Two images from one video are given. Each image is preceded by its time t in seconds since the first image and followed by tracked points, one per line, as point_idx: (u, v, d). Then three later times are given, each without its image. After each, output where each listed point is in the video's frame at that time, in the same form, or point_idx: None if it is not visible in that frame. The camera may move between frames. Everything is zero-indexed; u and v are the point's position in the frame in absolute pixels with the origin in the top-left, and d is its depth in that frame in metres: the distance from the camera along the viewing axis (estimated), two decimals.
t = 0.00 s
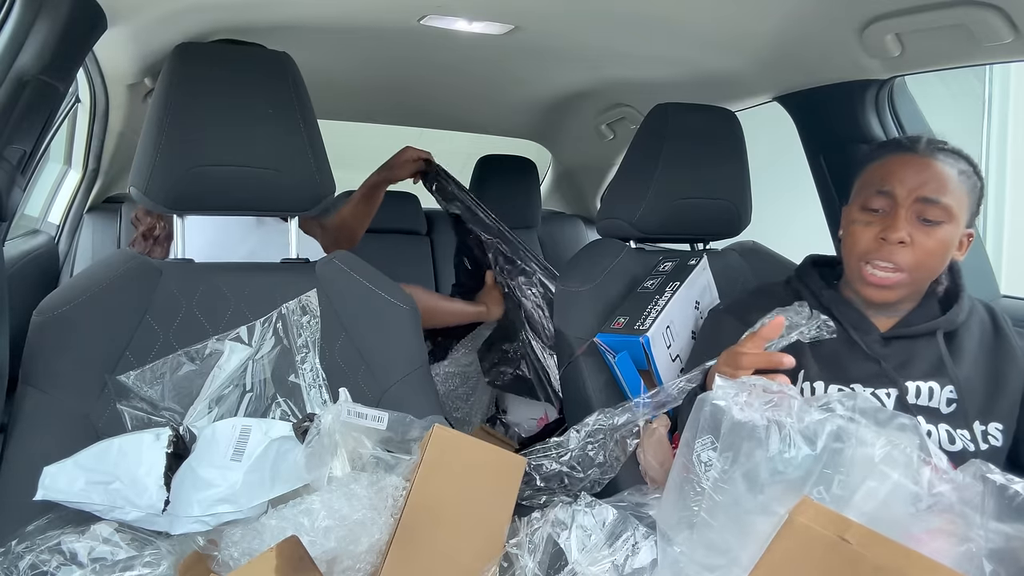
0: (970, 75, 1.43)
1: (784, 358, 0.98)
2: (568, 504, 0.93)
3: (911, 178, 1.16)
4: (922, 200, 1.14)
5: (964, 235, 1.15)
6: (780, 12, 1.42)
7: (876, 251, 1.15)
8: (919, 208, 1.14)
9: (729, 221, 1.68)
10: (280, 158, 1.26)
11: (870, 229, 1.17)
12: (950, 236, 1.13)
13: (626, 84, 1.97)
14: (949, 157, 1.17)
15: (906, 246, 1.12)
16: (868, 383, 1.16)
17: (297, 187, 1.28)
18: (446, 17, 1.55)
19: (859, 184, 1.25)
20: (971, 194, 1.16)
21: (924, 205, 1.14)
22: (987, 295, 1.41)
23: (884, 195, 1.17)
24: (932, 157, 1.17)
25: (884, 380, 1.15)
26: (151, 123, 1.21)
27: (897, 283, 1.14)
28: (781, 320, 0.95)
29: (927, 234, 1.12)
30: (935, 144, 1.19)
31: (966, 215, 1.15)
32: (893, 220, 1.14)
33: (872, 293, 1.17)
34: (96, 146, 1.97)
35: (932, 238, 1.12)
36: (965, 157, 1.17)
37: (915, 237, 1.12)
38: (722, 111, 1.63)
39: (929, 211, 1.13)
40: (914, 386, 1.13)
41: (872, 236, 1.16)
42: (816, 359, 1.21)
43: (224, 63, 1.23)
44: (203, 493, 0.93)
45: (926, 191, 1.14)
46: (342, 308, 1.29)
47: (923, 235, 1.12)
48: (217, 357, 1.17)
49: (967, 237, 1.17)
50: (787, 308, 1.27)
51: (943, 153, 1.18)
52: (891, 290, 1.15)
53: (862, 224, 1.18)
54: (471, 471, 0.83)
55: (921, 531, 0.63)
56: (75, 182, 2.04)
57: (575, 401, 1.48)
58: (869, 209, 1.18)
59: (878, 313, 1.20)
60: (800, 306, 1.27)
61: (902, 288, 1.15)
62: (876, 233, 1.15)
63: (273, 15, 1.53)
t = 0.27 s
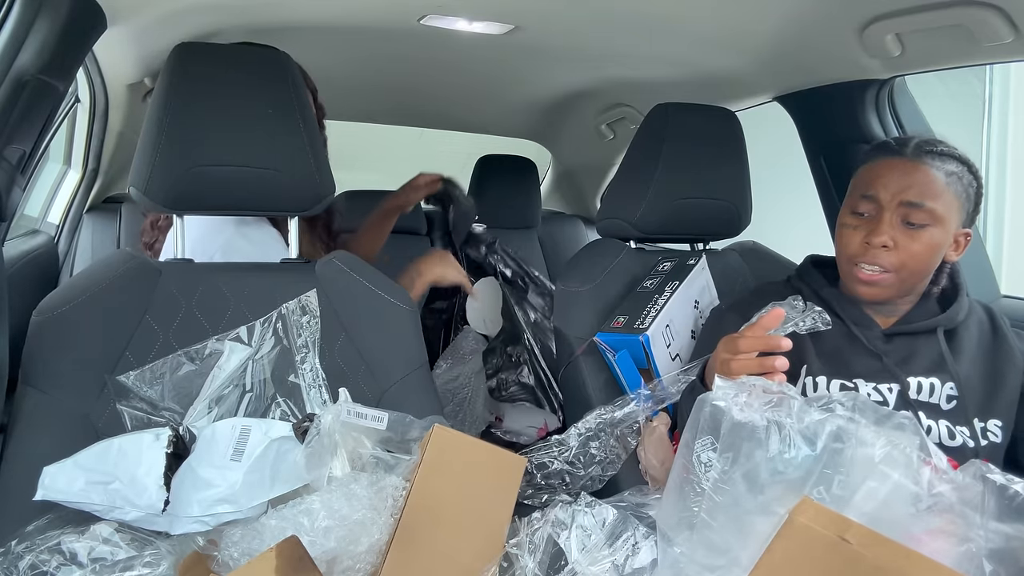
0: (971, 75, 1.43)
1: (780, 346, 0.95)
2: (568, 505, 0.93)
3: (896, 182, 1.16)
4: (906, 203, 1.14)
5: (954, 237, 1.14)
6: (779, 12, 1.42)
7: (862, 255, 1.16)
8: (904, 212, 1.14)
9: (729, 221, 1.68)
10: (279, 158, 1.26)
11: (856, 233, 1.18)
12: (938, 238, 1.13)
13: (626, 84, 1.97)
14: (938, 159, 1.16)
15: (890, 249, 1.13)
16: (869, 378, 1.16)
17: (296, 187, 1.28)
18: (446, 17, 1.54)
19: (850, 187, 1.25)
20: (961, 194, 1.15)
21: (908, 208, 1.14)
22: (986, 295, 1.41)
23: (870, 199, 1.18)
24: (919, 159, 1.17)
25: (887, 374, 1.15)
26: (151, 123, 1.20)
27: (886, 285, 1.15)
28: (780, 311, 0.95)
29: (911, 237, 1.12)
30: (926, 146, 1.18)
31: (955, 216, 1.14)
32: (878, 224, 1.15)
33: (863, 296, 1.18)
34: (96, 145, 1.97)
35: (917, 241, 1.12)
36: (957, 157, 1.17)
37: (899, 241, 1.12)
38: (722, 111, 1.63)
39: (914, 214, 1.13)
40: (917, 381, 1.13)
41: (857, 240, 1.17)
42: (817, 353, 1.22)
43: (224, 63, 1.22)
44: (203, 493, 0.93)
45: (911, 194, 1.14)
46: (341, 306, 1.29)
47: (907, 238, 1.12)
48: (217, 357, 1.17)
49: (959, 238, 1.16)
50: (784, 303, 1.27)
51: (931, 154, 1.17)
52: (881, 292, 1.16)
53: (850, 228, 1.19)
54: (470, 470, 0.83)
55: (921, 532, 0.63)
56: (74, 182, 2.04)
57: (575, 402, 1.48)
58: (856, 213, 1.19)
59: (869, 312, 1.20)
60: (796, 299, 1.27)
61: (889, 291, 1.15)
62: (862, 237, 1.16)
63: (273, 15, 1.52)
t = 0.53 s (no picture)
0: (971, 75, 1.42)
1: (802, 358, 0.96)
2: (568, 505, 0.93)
3: (877, 181, 1.17)
4: (885, 202, 1.15)
5: (939, 236, 1.13)
6: (779, 12, 1.42)
7: (843, 254, 1.17)
8: (882, 210, 1.14)
9: (729, 221, 1.68)
10: (279, 158, 1.26)
11: (839, 233, 1.19)
12: (917, 236, 1.12)
13: (626, 84, 1.97)
14: (924, 158, 1.16)
15: (867, 247, 1.13)
16: (869, 377, 1.16)
17: (296, 187, 1.28)
18: (446, 17, 1.55)
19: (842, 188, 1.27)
20: (944, 193, 1.14)
21: (886, 206, 1.14)
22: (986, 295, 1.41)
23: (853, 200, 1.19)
24: (903, 158, 1.17)
25: (885, 374, 1.15)
26: (151, 123, 1.21)
27: (865, 284, 1.15)
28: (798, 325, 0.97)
29: (889, 235, 1.12)
30: (914, 145, 1.18)
31: (940, 215, 1.13)
32: (857, 223, 1.16)
33: (846, 295, 1.19)
34: (96, 146, 1.97)
35: (896, 238, 1.12)
36: (946, 157, 1.16)
37: (875, 238, 1.13)
38: (721, 111, 1.63)
39: (892, 212, 1.13)
40: (916, 381, 1.13)
41: (839, 240, 1.18)
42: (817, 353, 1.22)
43: (224, 62, 1.22)
44: (203, 493, 0.93)
45: (890, 193, 1.14)
46: (342, 306, 1.29)
47: (884, 236, 1.12)
48: (217, 357, 1.16)
49: (947, 238, 1.14)
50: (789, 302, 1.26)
51: (915, 154, 1.17)
52: (862, 291, 1.16)
53: (836, 229, 1.21)
54: (470, 470, 0.83)
55: (921, 531, 0.64)
56: (74, 182, 2.04)
57: (575, 402, 1.48)
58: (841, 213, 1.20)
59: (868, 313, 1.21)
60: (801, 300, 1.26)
61: (870, 290, 1.15)
62: (842, 236, 1.17)
63: (273, 15, 1.52)
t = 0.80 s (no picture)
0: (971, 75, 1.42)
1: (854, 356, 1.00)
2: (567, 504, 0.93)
3: (870, 178, 1.20)
4: (875, 197, 1.17)
5: (931, 231, 1.13)
6: (779, 12, 1.42)
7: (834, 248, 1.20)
8: (872, 204, 1.17)
9: (729, 221, 1.68)
10: (279, 158, 1.26)
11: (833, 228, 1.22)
12: (905, 230, 1.13)
13: (626, 84, 1.97)
14: (919, 156, 1.18)
15: (855, 240, 1.16)
16: (875, 387, 1.15)
17: (296, 187, 1.28)
18: (446, 17, 1.55)
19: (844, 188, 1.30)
20: (937, 189, 1.15)
21: (875, 201, 1.16)
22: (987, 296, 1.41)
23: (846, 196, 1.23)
24: (897, 157, 1.20)
25: (889, 385, 1.14)
26: (151, 123, 1.21)
27: (855, 278, 1.17)
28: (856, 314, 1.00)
29: (877, 228, 1.14)
30: (910, 145, 1.21)
31: (932, 210, 1.14)
32: (848, 218, 1.19)
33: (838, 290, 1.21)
34: (96, 146, 1.97)
35: (885, 231, 1.14)
36: (943, 155, 1.18)
37: (862, 232, 1.15)
38: (721, 111, 1.63)
39: (882, 207, 1.15)
40: (921, 394, 1.12)
41: (830, 234, 1.21)
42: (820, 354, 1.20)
43: (224, 62, 1.22)
44: (203, 493, 0.93)
45: (881, 188, 1.17)
46: (342, 306, 1.29)
47: (872, 229, 1.14)
48: (217, 357, 1.17)
49: (941, 234, 1.14)
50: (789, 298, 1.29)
51: (909, 150, 1.21)
52: (853, 286, 1.18)
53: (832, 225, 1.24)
54: (470, 470, 0.83)
55: (921, 532, 0.64)
56: (74, 182, 2.04)
57: (575, 402, 1.48)
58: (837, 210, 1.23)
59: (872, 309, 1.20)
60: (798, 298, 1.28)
61: (858, 284, 1.17)
62: (834, 231, 1.20)
63: (273, 15, 1.52)
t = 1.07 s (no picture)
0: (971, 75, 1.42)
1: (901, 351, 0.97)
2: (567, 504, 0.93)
3: (865, 180, 1.21)
4: (869, 199, 1.18)
5: (924, 233, 1.13)
6: (778, 12, 1.42)
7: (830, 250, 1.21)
8: (866, 206, 1.18)
9: (730, 221, 1.68)
10: (278, 158, 1.26)
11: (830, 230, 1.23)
12: (897, 232, 1.13)
13: (626, 85, 1.97)
14: (914, 158, 1.18)
15: (848, 241, 1.17)
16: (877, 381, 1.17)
17: (296, 187, 1.28)
18: (446, 18, 1.54)
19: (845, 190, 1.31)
20: (930, 191, 1.15)
21: (869, 203, 1.18)
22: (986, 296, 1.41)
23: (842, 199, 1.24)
24: (892, 159, 1.21)
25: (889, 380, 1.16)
26: (151, 123, 1.21)
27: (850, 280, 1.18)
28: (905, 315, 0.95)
29: (870, 229, 1.15)
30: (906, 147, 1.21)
31: (924, 212, 1.14)
32: (843, 219, 1.20)
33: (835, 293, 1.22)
34: (96, 146, 1.97)
35: (877, 232, 1.15)
36: (939, 157, 1.18)
37: (855, 233, 1.17)
38: (721, 111, 1.63)
39: (875, 209, 1.17)
40: (921, 390, 1.14)
41: (826, 235, 1.23)
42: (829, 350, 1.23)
43: (223, 63, 1.22)
44: (203, 493, 0.93)
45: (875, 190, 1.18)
46: (342, 306, 1.29)
47: (865, 230, 1.16)
48: (217, 357, 1.16)
49: (934, 236, 1.14)
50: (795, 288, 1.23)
51: (904, 152, 1.21)
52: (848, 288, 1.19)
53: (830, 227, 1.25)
54: (469, 470, 0.83)
55: (921, 532, 0.64)
56: (75, 182, 2.04)
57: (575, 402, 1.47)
58: (835, 212, 1.25)
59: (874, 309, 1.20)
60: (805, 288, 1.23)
61: (852, 285, 1.17)
62: (831, 233, 1.22)
63: (273, 15, 1.52)
